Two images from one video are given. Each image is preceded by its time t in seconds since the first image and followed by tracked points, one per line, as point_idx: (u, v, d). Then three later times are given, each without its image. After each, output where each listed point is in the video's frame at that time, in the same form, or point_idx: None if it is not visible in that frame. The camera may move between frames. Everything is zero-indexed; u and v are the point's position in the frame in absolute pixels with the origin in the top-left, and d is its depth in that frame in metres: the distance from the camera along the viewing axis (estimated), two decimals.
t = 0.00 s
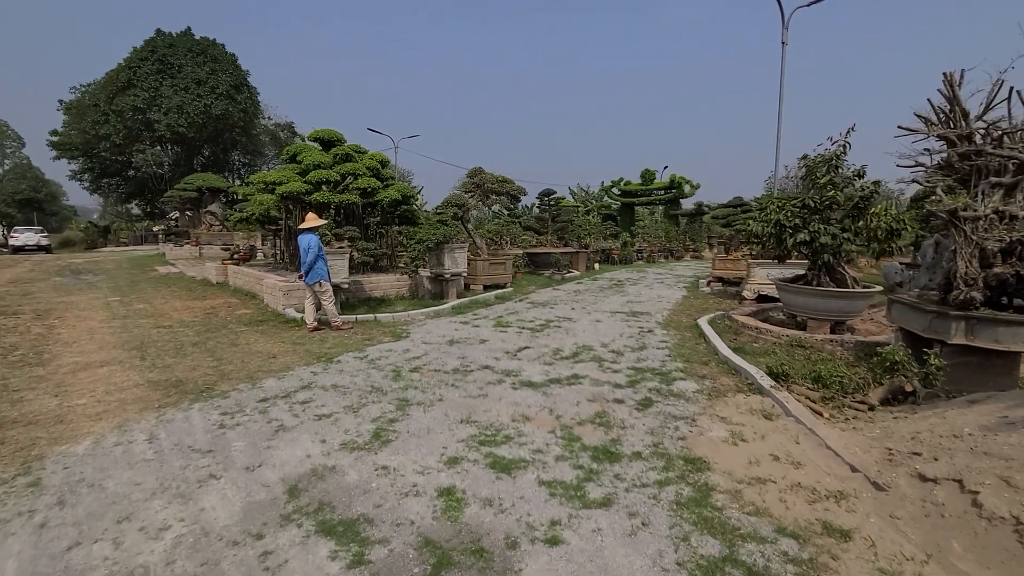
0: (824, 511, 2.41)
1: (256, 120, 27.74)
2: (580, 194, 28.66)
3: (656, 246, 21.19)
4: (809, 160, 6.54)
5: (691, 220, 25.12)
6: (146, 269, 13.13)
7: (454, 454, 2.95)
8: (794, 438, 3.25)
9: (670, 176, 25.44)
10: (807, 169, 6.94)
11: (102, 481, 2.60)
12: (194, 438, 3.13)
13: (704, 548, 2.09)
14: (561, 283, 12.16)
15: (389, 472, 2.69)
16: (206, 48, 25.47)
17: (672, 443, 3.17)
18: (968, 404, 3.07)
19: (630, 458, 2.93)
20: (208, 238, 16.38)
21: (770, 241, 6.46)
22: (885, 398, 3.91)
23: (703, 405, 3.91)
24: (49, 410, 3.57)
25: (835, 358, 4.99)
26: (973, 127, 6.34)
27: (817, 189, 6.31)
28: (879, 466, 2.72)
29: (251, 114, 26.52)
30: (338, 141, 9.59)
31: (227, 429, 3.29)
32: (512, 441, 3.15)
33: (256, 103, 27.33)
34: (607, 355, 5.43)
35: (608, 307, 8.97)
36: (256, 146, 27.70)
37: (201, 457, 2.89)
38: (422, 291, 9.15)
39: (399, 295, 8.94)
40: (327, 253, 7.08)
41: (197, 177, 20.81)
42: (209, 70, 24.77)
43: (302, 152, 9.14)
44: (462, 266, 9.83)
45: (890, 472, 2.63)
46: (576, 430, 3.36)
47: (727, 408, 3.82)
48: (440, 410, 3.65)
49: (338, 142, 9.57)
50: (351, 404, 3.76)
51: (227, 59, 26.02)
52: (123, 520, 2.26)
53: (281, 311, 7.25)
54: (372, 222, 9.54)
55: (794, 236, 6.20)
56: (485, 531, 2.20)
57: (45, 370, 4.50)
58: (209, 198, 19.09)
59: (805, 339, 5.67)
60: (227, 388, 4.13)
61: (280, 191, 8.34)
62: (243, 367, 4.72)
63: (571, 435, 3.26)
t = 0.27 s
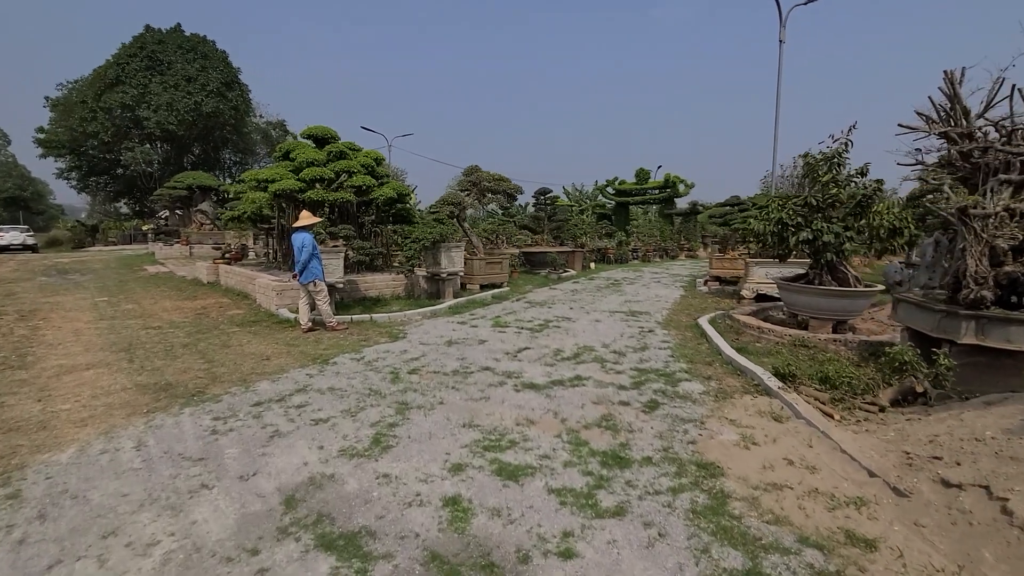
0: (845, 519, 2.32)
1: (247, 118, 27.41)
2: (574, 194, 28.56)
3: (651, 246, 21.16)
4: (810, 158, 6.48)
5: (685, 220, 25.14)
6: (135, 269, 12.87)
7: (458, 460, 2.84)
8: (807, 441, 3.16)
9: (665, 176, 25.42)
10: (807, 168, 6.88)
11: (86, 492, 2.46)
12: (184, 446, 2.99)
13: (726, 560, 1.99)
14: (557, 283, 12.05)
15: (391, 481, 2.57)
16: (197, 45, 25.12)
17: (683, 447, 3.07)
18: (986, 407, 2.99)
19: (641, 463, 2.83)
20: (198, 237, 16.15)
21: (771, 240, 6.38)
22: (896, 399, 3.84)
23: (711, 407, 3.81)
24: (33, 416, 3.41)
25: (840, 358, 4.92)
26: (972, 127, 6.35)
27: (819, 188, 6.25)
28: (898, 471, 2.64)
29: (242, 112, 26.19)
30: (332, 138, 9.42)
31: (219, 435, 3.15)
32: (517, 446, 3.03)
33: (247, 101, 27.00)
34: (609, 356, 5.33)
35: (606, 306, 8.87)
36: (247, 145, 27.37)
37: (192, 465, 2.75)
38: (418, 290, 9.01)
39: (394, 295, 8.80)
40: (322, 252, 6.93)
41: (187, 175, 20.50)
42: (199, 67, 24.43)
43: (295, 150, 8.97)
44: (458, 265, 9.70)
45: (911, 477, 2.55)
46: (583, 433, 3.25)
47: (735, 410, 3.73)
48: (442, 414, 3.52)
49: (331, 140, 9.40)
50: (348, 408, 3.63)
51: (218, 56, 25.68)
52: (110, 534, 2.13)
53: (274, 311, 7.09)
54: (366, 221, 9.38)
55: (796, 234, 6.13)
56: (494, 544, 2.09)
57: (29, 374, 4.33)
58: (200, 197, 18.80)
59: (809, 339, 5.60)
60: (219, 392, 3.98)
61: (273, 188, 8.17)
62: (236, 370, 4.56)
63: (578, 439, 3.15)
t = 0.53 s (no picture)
0: (875, 541, 2.19)
1: (241, 118, 27.12)
2: (570, 195, 28.46)
3: (648, 247, 21.06)
4: (815, 160, 6.38)
5: (682, 222, 25.09)
6: (124, 270, 12.60)
7: (461, 476, 2.68)
8: (825, 453, 3.02)
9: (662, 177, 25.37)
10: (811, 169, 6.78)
11: (63, 515, 2.29)
12: (170, 461, 2.81)
13: None
14: (555, 285, 11.91)
15: (391, 500, 2.41)
16: (189, 44, 24.83)
17: (697, 460, 2.93)
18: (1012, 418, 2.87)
19: (654, 479, 2.69)
20: (190, 238, 15.90)
21: (776, 242, 6.27)
22: (911, 407, 3.73)
23: (722, 416, 3.67)
24: (8, 429, 3.21)
25: (850, 364, 4.80)
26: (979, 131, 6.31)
27: (824, 189, 6.14)
28: (926, 487, 2.51)
29: (235, 112, 25.91)
30: (327, 137, 9.24)
31: (207, 449, 2.97)
32: (523, 460, 2.88)
33: (240, 100, 26.71)
34: (612, 362, 5.19)
35: (606, 309, 8.74)
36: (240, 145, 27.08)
37: (177, 483, 2.58)
38: (414, 293, 8.84)
39: (390, 298, 8.62)
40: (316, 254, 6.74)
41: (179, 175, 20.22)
42: (192, 66, 24.13)
43: (289, 149, 8.78)
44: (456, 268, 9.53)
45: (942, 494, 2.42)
46: (591, 446, 3.10)
47: (747, 419, 3.59)
48: (443, 425, 3.36)
49: (326, 139, 9.22)
50: (344, 419, 3.46)
51: (211, 55, 25.39)
52: (86, 564, 1.96)
53: (267, 315, 6.90)
54: (362, 222, 9.20)
55: (802, 236, 6.01)
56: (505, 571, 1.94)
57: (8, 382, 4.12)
58: (192, 197, 18.54)
59: (816, 343, 5.48)
60: (209, 401, 3.80)
61: (266, 189, 7.98)
62: (226, 377, 4.38)
63: (587, 452, 3.00)
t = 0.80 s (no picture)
0: (911, 567, 2.06)
1: (235, 120, 26.90)
2: (567, 198, 28.39)
3: (646, 251, 20.97)
4: (821, 163, 6.29)
5: (679, 225, 25.04)
6: (116, 275, 12.37)
7: (468, 496, 2.54)
8: (847, 469, 2.90)
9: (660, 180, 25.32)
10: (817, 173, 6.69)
11: (42, 544, 2.13)
12: (158, 481, 2.65)
13: None
14: (555, 289, 11.77)
15: (395, 524, 2.26)
16: (183, 45, 24.62)
17: (714, 477, 2.79)
18: None
19: (672, 498, 2.55)
20: (183, 242, 15.67)
21: (783, 247, 6.17)
22: (930, 418, 3.61)
23: (736, 429, 3.54)
24: None
25: (862, 372, 4.68)
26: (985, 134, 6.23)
27: (831, 193, 6.04)
28: (958, 507, 2.39)
29: (230, 114, 25.69)
30: (323, 139, 9.08)
31: (198, 467, 2.81)
32: (533, 479, 2.74)
33: (235, 102, 26.50)
34: (617, 370, 5.05)
35: (607, 314, 8.61)
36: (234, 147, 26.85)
37: (166, 506, 2.42)
38: (412, 298, 8.68)
39: (388, 303, 8.46)
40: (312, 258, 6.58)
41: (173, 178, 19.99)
42: (185, 68, 23.92)
43: (285, 152, 8.63)
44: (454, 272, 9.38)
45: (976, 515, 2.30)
46: (603, 462, 2.97)
47: (762, 432, 3.47)
48: (446, 439, 3.21)
49: (323, 142, 9.07)
50: (343, 433, 3.31)
51: (205, 57, 25.17)
52: None
53: (262, 321, 6.72)
54: (358, 226, 9.04)
55: (809, 241, 5.91)
56: None
57: None
58: (185, 200, 18.32)
59: (825, 350, 5.37)
60: (200, 414, 3.63)
61: (261, 192, 7.81)
62: (220, 388, 4.21)
63: (599, 469, 2.87)
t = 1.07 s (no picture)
0: None
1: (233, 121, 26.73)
2: (567, 200, 28.33)
3: (646, 253, 20.90)
4: (832, 164, 6.21)
5: (679, 227, 25.00)
6: (112, 277, 12.20)
7: (486, 510, 2.42)
8: (877, 480, 2.79)
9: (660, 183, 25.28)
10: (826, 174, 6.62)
11: (36, 565, 1.99)
12: (158, 495, 2.52)
13: None
14: (557, 292, 11.65)
15: (412, 542, 2.14)
16: (180, 46, 24.45)
17: (741, 489, 2.68)
18: None
19: (699, 512, 2.44)
20: (181, 244, 15.49)
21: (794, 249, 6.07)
22: (955, 425, 3.52)
23: (756, 437, 3.42)
24: None
25: (879, 377, 4.58)
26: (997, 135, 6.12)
27: (842, 195, 5.96)
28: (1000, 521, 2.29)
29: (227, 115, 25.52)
30: (324, 140, 8.96)
31: (201, 480, 2.68)
32: (553, 491, 2.62)
33: (232, 104, 26.33)
34: (628, 375, 4.94)
35: (612, 317, 8.49)
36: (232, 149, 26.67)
37: (167, 522, 2.29)
38: (415, 301, 8.56)
39: (390, 306, 8.33)
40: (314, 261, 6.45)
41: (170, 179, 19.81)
42: (182, 69, 23.75)
43: (285, 152, 8.50)
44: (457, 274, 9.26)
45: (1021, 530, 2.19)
46: (623, 472, 2.85)
47: (784, 441, 3.35)
48: (458, 449, 3.09)
49: (323, 142, 8.95)
50: (351, 442, 3.18)
51: (202, 58, 25.01)
52: None
53: (262, 324, 6.58)
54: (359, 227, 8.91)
55: (821, 243, 5.82)
56: None
57: None
58: (183, 201, 18.15)
59: (839, 354, 5.27)
60: (201, 422, 3.50)
61: (261, 193, 7.68)
62: (221, 394, 4.07)
63: (620, 480, 2.75)
